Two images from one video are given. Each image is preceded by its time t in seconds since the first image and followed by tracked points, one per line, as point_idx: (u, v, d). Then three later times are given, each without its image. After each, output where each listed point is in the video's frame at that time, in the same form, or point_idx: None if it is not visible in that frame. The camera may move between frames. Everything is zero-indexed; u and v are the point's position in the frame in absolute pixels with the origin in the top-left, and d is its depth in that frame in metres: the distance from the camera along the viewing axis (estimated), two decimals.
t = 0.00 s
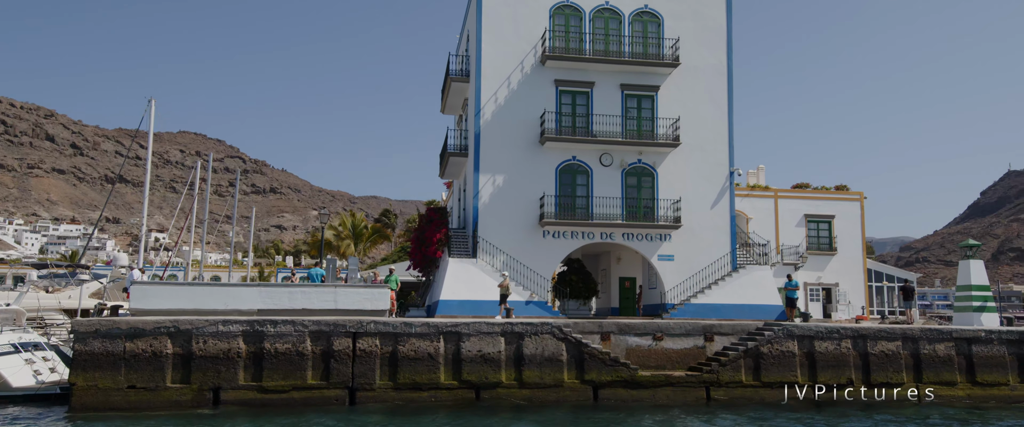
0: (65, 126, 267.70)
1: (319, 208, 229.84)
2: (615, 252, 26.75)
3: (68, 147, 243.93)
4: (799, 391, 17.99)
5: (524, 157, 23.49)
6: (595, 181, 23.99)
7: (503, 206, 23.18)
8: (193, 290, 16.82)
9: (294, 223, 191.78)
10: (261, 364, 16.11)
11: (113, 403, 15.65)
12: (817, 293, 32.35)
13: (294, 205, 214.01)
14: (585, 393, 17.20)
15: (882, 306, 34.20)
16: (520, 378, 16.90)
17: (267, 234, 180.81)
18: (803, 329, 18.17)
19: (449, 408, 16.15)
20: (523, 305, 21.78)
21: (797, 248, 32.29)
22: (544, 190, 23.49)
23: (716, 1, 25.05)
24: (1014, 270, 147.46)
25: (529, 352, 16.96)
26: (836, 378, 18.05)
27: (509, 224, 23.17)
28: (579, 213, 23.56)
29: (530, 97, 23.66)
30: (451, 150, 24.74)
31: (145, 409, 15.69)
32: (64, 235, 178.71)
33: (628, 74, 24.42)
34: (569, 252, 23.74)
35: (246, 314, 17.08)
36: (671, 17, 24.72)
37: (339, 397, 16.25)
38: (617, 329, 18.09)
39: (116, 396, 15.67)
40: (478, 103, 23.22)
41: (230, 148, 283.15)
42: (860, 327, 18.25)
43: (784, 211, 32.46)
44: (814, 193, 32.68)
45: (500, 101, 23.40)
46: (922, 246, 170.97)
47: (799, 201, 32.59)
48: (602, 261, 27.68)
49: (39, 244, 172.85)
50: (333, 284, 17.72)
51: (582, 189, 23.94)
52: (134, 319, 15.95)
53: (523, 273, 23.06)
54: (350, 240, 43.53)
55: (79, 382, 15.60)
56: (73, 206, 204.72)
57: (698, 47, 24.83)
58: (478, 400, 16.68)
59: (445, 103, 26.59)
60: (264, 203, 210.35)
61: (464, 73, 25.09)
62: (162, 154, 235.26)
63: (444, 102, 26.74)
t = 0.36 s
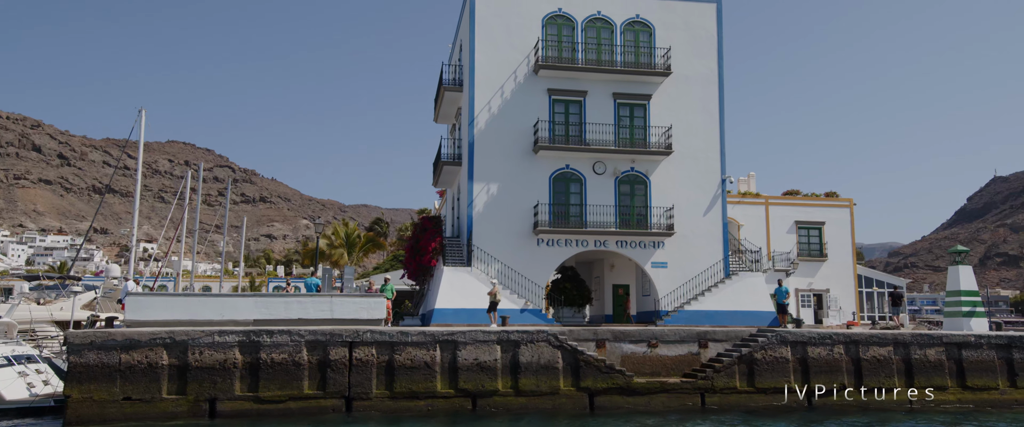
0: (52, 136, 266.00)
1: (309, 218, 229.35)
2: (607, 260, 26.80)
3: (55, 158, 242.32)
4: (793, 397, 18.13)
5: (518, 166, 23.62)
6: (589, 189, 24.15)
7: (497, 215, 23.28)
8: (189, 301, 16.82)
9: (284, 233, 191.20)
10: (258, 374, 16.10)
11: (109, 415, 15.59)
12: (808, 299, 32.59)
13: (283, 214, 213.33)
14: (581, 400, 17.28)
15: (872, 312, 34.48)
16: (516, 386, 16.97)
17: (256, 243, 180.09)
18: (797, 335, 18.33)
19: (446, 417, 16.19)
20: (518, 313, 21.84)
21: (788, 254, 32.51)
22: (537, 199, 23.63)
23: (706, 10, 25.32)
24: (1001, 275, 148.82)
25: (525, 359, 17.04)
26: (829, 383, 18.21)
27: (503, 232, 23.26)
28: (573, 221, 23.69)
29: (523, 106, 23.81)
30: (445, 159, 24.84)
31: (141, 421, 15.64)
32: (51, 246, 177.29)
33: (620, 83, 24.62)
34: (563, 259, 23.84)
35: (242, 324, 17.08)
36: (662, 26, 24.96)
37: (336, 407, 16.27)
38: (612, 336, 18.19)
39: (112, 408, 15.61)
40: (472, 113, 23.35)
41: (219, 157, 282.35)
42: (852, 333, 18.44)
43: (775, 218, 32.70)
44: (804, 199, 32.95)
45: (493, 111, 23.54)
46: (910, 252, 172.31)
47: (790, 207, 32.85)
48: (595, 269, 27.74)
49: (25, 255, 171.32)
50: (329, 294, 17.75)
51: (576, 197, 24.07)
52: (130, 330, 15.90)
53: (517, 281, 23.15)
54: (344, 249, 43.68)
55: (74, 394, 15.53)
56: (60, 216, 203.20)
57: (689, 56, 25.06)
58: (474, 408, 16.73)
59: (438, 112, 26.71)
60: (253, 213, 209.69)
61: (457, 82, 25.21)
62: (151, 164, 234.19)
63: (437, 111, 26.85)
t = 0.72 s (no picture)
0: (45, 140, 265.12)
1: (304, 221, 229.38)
2: (604, 261, 26.93)
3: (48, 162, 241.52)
4: (791, 395, 18.28)
5: (516, 168, 23.75)
6: (586, 191, 24.29)
7: (496, 217, 23.41)
8: (190, 305, 16.90)
9: (278, 236, 191.07)
10: (260, 377, 16.19)
11: (112, 420, 15.66)
12: (804, 298, 32.79)
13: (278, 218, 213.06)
14: (581, 400, 17.40)
15: (867, 310, 34.73)
16: (517, 387, 17.09)
17: (251, 247, 179.81)
18: (794, 334, 18.51)
19: (448, 418, 16.30)
20: (517, 314, 21.96)
21: (784, 254, 32.70)
22: (535, 201, 23.76)
23: (702, 12, 25.49)
24: (993, 272, 149.64)
25: (526, 361, 17.16)
26: (826, 382, 18.38)
27: (502, 234, 23.39)
28: (571, 223, 23.83)
29: (520, 109, 23.95)
30: (443, 162, 24.95)
31: (144, 425, 15.71)
32: (45, 251, 176.72)
33: (616, 85, 24.78)
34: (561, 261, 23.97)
35: (244, 328, 17.16)
36: (658, 28, 25.12)
37: (338, 409, 16.36)
38: (612, 337, 18.33)
39: (115, 412, 15.69)
40: (469, 116, 23.49)
41: (214, 160, 282.16)
42: (848, 331, 18.61)
43: (770, 217, 32.90)
44: (800, 199, 33.16)
45: (491, 113, 23.68)
46: (903, 250, 173.08)
47: (785, 207, 33.05)
48: (593, 269, 27.85)
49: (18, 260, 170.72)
50: (329, 297, 17.85)
51: (573, 198, 24.21)
52: (132, 335, 15.99)
53: (516, 282, 23.28)
54: (342, 252, 43.93)
55: (77, 399, 15.60)
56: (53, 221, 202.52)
57: (685, 57, 25.23)
58: (475, 409, 16.84)
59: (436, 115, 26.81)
60: (248, 216, 209.47)
61: (454, 85, 25.33)
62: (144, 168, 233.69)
63: (434, 114, 26.96)
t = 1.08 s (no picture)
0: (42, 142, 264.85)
1: (302, 221, 229.48)
2: (604, 261, 27.07)
3: (45, 164, 241.18)
4: (791, 393, 18.43)
5: (516, 169, 23.88)
6: (586, 191, 24.42)
7: (497, 217, 23.53)
8: (195, 307, 17.00)
9: (276, 236, 191.05)
10: (264, 378, 16.29)
11: (118, 421, 15.76)
12: (803, 296, 32.95)
13: (276, 218, 213.05)
14: (583, 399, 17.54)
15: (865, 308, 34.93)
16: (520, 387, 17.21)
17: (250, 247, 179.81)
18: (794, 333, 18.66)
19: (451, 418, 16.41)
20: (519, 314, 22.08)
21: (783, 252, 32.86)
22: (536, 201, 23.89)
23: (701, 12, 25.61)
24: (991, 270, 150.02)
25: (528, 360, 17.28)
26: (827, 380, 18.53)
27: (503, 234, 23.51)
28: (572, 223, 23.95)
29: (520, 110, 24.07)
30: (443, 162, 25.06)
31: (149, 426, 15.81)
32: (42, 253, 176.47)
33: (616, 85, 24.91)
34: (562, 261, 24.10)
35: (248, 329, 17.27)
36: (657, 29, 25.25)
37: (342, 409, 16.46)
38: (613, 336, 18.45)
39: (121, 413, 15.79)
40: (469, 116, 23.60)
41: (211, 161, 282.01)
42: (848, 330, 18.77)
43: (769, 216, 33.07)
44: (798, 197, 33.31)
45: (491, 114, 23.80)
46: (901, 248, 173.50)
47: (784, 206, 33.20)
48: (593, 269, 27.96)
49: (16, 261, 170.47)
50: (332, 298, 17.97)
51: (574, 198, 24.34)
52: (137, 336, 16.10)
53: (517, 282, 23.39)
54: (343, 253, 44.10)
55: (83, 400, 15.70)
56: (51, 222, 202.26)
57: (684, 58, 25.36)
58: (479, 408, 16.96)
59: (436, 115, 26.93)
60: (246, 216, 209.42)
61: (454, 86, 25.44)
62: (142, 169, 233.58)
63: (435, 115, 27.08)
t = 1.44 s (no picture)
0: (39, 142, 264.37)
1: (299, 221, 229.34)
2: (604, 260, 27.20)
3: (42, 164, 240.76)
4: (790, 392, 18.59)
5: (516, 169, 24.00)
6: (586, 191, 24.54)
7: (497, 217, 23.64)
8: (198, 307, 17.10)
9: (274, 236, 190.98)
10: (267, 377, 16.39)
11: (122, 420, 15.85)
12: (801, 296, 33.11)
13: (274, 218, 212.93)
14: (584, 398, 17.66)
15: (863, 308, 35.09)
16: (520, 386, 17.33)
17: (247, 247, 179.72)
18: (793, 332, 18.80)
19: (453, 417, 16.52)
20: (519, 314, 22.21)
21: (781, 252, 33.01)
22: (536, 201, 24.01)
23: (700, 13, 25.73)
24: (987, 269, 150.56)
25: (529, 360, 17.40)
26: (825, 378, 18.67)
27: (503, 235, 23.62)
28: (572, 223, 24.07)
29: (520, 110, 24.19)
30: (444, 162, 25.17)
31: (152, 425, 15.90)
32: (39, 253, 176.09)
33: (615, 86, 25.04)
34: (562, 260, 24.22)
35: (251, 329, 17.37)
36: (656, 30, 25.38)
37: (344, 408, 16.56)
38: (613, 336, 18.58)
39: (125, 413, 15.88)
40: (470, 117, 23.72)
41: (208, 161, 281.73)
42: (846, 329, 18.91)
43: (767, 216, 33.21)
44: (796, 197, 33.46)
45: (492, 114, 23.92)
46: (897, 247, 173.90)
47: (782, 206, 33.35)
48: (593, 268, 28.08)
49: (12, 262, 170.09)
50: (335, 298, 18.07)
51: (574, 199, 24.46)
52: (140, 336, 16.19)
53: (517, 282, 23.50)
54: (343, 253, 44.20)
55: (87, 400, 15.78)
56: (47, 222, 201.89)
57: (683, 58, 25.48)
58: (480, 407, 17.07)
59: (436, 116, 27.04)
60: (243, 216, 209.30)
61: (454, 86, 25.55)
62: (139, 169, 233.38)
63: (435, 115, 27.20)
